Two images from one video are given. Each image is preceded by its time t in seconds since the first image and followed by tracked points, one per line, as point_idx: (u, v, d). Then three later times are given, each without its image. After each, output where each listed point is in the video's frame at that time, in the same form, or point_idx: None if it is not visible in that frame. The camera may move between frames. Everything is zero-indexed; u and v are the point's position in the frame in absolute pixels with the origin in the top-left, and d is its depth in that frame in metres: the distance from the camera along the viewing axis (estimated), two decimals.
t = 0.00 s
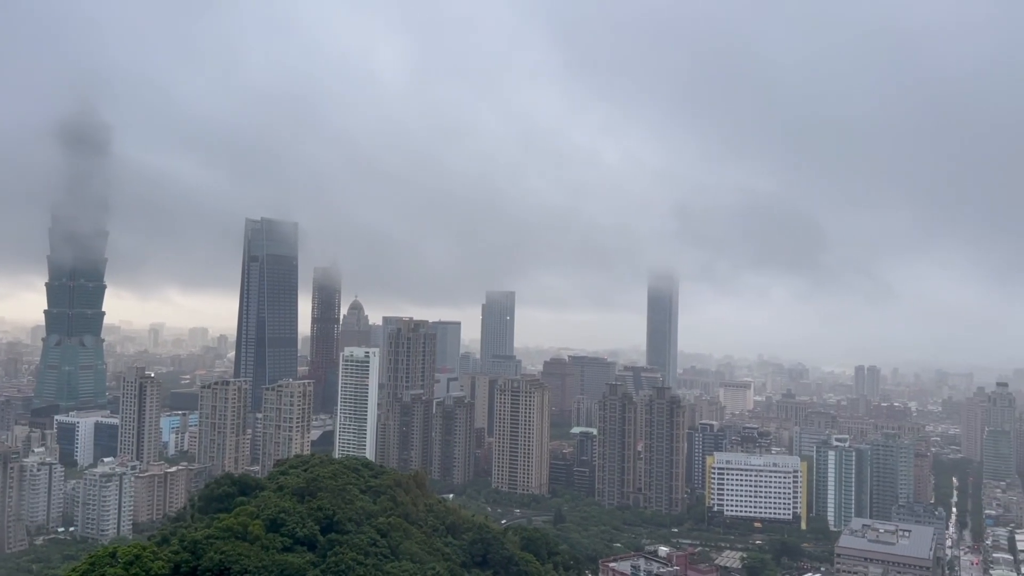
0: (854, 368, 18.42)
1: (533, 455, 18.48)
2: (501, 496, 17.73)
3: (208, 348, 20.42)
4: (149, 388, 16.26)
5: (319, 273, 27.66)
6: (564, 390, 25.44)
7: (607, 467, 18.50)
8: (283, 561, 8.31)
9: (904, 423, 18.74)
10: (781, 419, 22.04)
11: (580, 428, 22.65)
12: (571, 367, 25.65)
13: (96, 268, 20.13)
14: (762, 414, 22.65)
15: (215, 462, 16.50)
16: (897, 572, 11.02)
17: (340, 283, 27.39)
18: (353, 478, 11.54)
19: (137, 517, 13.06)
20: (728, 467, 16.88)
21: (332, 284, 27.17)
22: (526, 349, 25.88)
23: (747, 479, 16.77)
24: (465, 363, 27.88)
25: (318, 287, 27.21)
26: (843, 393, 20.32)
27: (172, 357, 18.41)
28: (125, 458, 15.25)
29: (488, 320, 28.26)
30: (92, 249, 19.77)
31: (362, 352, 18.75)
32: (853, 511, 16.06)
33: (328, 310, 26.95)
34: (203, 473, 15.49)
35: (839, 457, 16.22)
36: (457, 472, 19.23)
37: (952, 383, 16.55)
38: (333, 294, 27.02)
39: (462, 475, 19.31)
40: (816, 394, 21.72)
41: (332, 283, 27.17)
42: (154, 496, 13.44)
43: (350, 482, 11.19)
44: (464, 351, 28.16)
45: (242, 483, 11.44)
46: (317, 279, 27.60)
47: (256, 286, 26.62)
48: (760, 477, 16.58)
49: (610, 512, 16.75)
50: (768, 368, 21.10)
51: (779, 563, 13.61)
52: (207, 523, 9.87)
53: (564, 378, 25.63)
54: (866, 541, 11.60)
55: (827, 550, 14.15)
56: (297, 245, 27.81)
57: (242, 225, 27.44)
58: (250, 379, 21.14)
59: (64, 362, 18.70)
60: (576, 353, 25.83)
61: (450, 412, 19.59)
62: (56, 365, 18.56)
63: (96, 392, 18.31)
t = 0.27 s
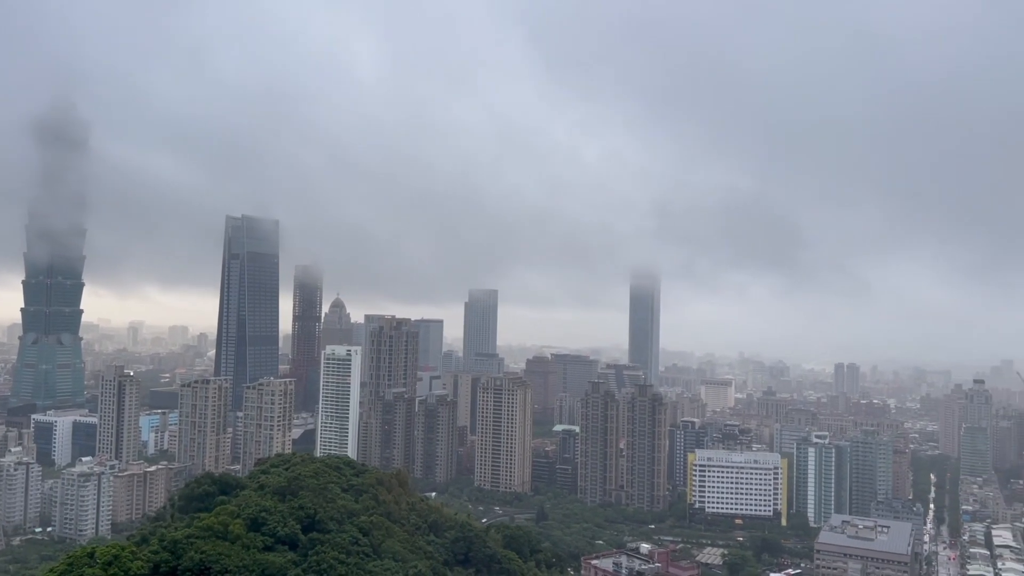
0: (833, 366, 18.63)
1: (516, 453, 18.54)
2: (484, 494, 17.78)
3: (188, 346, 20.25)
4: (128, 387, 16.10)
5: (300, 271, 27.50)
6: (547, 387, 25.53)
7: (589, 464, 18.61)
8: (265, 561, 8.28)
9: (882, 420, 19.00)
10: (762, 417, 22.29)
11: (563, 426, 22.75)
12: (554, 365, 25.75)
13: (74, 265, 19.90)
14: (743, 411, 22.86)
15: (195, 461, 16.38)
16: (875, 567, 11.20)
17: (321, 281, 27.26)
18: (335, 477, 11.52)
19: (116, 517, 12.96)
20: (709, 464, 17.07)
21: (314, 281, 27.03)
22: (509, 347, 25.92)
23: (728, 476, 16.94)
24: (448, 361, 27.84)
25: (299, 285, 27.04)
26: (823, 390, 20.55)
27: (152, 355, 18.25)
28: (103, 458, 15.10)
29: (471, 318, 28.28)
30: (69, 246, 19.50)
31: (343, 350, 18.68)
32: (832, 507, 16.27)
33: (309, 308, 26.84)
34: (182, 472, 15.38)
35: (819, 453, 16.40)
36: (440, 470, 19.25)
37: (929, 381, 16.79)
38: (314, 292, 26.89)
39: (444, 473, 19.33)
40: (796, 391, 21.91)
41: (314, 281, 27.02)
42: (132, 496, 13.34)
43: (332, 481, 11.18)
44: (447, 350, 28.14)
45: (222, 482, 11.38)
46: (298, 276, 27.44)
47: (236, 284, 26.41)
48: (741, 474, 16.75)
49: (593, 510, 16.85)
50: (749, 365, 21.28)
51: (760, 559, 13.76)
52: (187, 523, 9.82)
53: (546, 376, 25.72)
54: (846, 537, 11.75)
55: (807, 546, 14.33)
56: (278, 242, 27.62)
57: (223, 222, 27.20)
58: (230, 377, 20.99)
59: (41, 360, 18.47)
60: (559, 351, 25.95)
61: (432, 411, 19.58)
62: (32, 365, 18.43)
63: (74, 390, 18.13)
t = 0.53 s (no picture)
0: (813, 363, 18.85)
1: (498, 451, 18.61)
2: (466, 492, 17.83)
3: (168, 344, 20.11)
4: (107, 385, 15.97)
5: (282, 268, 27.38)
6: (529, 385, 25.63)
7: (571, 461, 18.72)
8: (246, 560, 8.28)
9: (861, 417, 19.28)
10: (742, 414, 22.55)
11: (545, 423, 22.86)
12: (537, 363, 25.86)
13: (52, 262, 19.68)
14: (724, 408, 23.09)
15: (175, 460, 16.28)
16: (853, 562, 11.38)
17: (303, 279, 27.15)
18: (317, 475, 11.51)
19: (94, 517, 12.87)
20: (690, 461, 17.28)
21: (296, 279, 26.91)
22: (492, 345, 26.00)
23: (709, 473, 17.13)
24: (430, 359, 27.80)
25: (280, 283, 26.92)
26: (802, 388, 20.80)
27: (131, 353, 18.11)
28: (82, 457, 14.97)
29: (453, 316, 28.29)
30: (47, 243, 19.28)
31: (325, 348, 18.64)
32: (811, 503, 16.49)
33: (291, 306, 26.76)
34: (162, 471, 15.28)
35: (799, 449, 16.51)
36: (422, 468, 19.27)
37: (906, 378, 17.04)
38: (296, 289, 26.79)
39: (426, 471, 19.36)
40: (777, 388, 22.19)
41: (296, 279, 26.91)
42: (111, 495, 13.25)
43: (313, 479, 11.18)
44: (429, 348, 28.09)
45: (203, 481, 11.33)
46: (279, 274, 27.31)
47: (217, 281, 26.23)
48: (721, 471, 16.96)
49: (575, 507, 16.97)
50: (730, 362, 21.49)
51: (741, 555, 13.93)
52: (166, 522, 9.78)
53: (529, 374, 25.82)
54: (825, 533, 11.91)
55: (787, 542, 14.52)
56: (259, 240, 27.47)
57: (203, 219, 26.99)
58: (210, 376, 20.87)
59: (18, 359, 18.26)
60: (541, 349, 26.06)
61: (414, 409, 19.60)
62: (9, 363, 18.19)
63: (52, 389, 17.95)
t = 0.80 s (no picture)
0: (793, 361, 19.05)
1: (481, 449, 18.66)
2: (449, 490, 17.88)
3: (147, 342, 19.94)
4: (86, 383, 15.83)
5: (262, 266, 27.22)
6: (512, 383, 25.69)
7: (553, 459, 18.82)
8: (226, 559, 8.27)
9: (841, 414, 19.53)
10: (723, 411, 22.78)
11: (528, 421, 22.94)
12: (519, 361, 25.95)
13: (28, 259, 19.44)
14: (705, 406, 23.29)
15: (155, 458, 16.18)
16: (833, 558, 11.54)
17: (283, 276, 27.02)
18: (298, 474, 11.51)
19: (72, 517, 12.77)
20: (672, 459, 17.44)
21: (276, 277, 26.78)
22: (474, 343, 26.01)
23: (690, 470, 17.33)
24: (412, 357, 27.69)
25: (261, 281, 26.80)
26: (783, 385, 21.02)
27: (109, 351, 17.93)
28: (59, 456, 14.83)
29: (436, 314, 28.31)
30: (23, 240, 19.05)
31: (306, 347, 18.60)
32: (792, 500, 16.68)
33: (272, 304, 26.66)
34: (142, 470, 15.16)
35: (779, 447, 16.72)
36: (404, 467, 19.28)
37: (884, 376, 17.28)
38: (277, 287, 26.68)
39: (408, 469, 19.37)
40: (757, 385, 22.35)
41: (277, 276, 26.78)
42: (90, 495, 13.15)
43: (295, 478, 11.18)
44: (411, 345, 27.92)
45: (182, 480, 11.28)
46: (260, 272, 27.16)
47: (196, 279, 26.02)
48: (703, 469, 17.19)
49: (557, 505, 17.07)
50: (711, 360, 21.66)
51: (722, 551, 14.09)
52: (145, 521, 9.74)
53: (511, 372, 25.89)
54: (805, 529, 12.08)
55: (767, 539, 14.70)
56: (239, 237, 27.29)
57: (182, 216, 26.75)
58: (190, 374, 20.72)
59: None
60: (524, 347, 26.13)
61: (396, 407, 19.59)
62: None
63: (29, 388, 17.74)
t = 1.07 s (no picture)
0: (773, 359, 19.27)
1: (463, 447, 18.73)
2: (431, 489, 17.94)
3: (126, 340, 19.82)
4: (63, 381, 15.81)
5: (243, 263, 27.10)
6: (494, 381, 25.77)
7: (534, 457, 18.95)
8: (206, 559, 8.29)
9: (820, 411, 19.77)
10: (704, 408, 23.00)
11: (510, 419, 23.04)
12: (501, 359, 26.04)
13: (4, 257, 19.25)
14: (686, 404, 23.51)
15: (133, 458, 16.12)
16: (812, 554, 11.71)
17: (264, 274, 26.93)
18: (278, 473, 11.55)
19: (49, 517, 12.72)
20: (653, 456, 17.76)
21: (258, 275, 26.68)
22: (456, 342, 25.99)
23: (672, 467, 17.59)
24: (394, 356, 27.45)
25: (241, 279, 26.69)
26: (763, 383, 21.25)
27: (87, 349, 17.74)
28: (36, 455, 14.76)
29: (418, 313, 28.34)
30: None
31: (287, 345, 18.61)
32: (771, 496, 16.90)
33: (252, 302, 26.61)
34: (120, 469, 15.09)
35: (759, 444, 17.02)
36: (386, 465, 19.33)
37: (863, 374, 17.53)
38: (257, 285, 26.59)
39: (390, 467, 19.41)
40: (736, 383, 22.44)
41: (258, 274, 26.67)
42: (67, 494, 13.11)
43: (275, 477, 11.21)
44: (393, 344, 27.50)
45: (162, 479, 11.27)
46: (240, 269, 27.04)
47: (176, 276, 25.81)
48: (684, 465, 17.45)
49: (539, 503, 17.19)
50: (692, 358, 21.84)
51: (701, 548, 14.28)
52: (124, 521, 9.74)
53: (494, 370, 25.98)
54: (784, 525, 12.39)
55: (747, 535, 14.92)
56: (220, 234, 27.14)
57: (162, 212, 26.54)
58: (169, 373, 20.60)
59: None
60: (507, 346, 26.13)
61: (378, 405, 19.65)
62: None
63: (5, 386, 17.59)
